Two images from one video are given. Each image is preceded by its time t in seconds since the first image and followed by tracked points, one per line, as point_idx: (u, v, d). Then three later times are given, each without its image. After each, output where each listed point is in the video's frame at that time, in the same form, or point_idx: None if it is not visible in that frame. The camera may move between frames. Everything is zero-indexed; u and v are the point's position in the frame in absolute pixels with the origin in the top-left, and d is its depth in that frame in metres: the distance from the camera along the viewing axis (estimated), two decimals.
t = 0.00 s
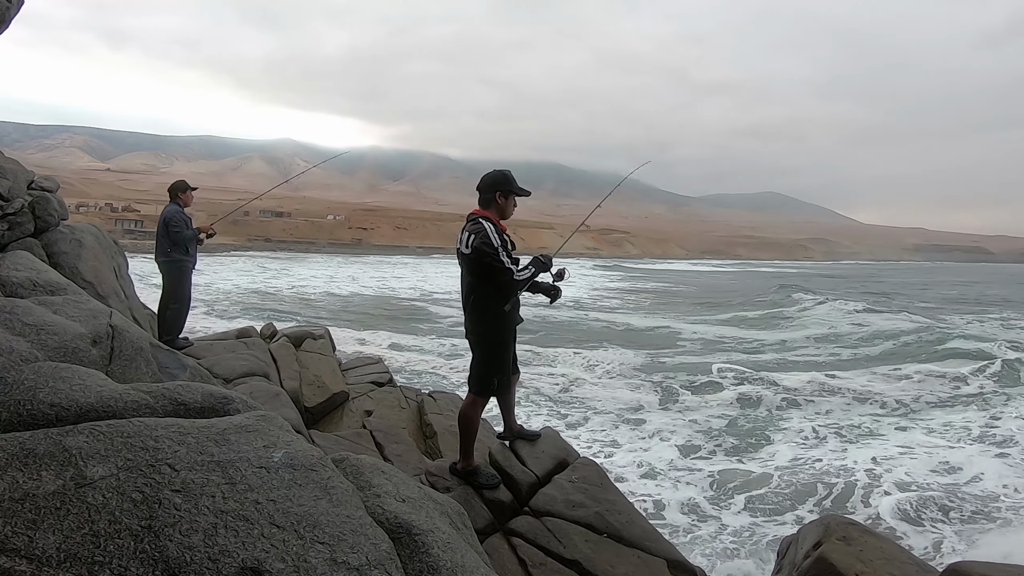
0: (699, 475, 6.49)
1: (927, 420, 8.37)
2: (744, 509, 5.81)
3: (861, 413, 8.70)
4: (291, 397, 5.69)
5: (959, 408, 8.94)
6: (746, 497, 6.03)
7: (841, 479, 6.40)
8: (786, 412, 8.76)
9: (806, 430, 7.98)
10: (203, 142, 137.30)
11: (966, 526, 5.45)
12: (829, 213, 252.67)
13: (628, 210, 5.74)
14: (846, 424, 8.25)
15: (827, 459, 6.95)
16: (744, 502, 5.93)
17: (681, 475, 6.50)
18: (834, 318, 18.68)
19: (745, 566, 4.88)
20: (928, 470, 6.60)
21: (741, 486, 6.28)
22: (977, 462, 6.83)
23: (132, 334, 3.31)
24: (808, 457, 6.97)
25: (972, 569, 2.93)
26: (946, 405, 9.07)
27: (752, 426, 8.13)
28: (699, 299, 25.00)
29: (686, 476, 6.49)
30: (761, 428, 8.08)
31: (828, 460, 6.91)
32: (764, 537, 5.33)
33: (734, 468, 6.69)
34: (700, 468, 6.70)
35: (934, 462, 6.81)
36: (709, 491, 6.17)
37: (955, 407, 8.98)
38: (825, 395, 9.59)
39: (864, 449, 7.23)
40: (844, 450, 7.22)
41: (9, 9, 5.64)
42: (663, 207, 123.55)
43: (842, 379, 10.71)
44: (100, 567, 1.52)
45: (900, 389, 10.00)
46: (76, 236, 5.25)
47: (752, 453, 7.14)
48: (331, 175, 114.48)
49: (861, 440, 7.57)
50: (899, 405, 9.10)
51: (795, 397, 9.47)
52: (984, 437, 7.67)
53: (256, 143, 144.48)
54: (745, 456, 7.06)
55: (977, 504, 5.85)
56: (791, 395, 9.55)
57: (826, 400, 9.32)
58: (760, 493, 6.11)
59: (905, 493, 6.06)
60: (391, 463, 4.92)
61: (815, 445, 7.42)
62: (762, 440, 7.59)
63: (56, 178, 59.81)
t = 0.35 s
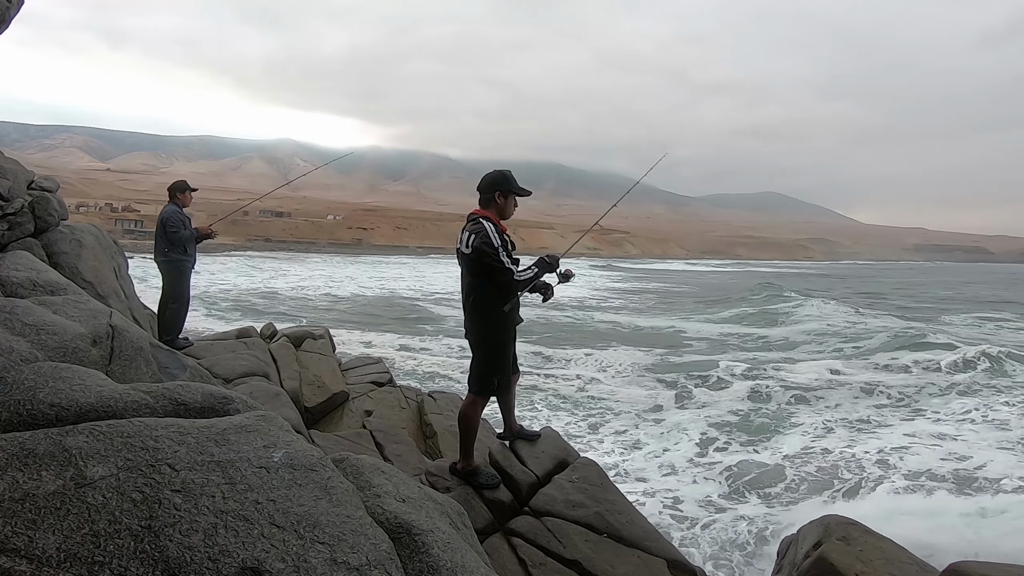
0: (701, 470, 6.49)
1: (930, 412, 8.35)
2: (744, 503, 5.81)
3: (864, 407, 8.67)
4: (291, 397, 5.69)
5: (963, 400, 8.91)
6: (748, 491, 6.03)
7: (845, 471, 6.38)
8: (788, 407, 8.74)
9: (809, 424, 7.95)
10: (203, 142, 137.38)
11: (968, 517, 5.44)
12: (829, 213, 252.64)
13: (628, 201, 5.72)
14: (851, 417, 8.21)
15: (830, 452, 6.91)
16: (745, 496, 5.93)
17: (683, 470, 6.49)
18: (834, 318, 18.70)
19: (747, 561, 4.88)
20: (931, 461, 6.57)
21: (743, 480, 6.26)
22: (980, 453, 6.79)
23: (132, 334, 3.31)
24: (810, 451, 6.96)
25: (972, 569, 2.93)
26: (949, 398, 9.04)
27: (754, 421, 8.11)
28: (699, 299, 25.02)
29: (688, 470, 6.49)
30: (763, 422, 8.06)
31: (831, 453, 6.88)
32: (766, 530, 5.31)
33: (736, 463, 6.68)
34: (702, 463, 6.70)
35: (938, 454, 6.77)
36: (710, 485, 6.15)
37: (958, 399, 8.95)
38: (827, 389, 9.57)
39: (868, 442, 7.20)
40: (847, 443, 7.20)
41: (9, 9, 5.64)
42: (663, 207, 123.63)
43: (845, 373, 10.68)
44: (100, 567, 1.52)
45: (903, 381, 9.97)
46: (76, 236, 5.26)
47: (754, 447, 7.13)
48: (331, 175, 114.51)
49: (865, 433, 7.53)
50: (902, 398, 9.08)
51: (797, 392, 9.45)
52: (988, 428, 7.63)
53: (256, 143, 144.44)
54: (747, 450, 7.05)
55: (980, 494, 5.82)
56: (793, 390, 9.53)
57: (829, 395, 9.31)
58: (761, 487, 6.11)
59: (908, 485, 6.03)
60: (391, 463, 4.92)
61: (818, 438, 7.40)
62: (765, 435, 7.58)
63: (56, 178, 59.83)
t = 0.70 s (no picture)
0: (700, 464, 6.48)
1: (932, 406, 8.34)
2: (743, 498, 5.80)
3: (865, 401, 8.65)
4: (291, 397, 5.69)
5: (964, 397, 8.90)
6: (747, 486, 6.02)
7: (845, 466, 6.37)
8: (789, 402, 8.73)
9: (808, 419, 7.94)
10: (202, 142, 137.50)
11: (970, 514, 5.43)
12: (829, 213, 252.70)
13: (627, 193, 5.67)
14: (851, 411, 8.21)
15: (830, 447, 6.90)
16: (744, 492, 5.93)
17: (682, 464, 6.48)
18: (833, 317, 18.74)
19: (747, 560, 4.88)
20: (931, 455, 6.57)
21: (741, 475, 6.25)
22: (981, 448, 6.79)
23: (132, 334, 3.31)
24: (812, 446, 6.97)
25: (972, 569, 2.93)
26: (949, 395, 9.04)
27: (754, 417, 8.09)
28: (699, 298, 25.04)
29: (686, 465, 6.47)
30: (763, 418, 8.04)
31: (831, 448, 6.88)
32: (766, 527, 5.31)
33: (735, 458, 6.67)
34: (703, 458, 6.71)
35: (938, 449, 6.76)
36: (710, 480, 6.15)
37: (958, 396, 8.95)
38: (827, 384, 9.56)
39: (869, 437, 7.19)
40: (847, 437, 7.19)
41: (9, 9, 5.63)
42: (663, 207, 123.65)
43: (845, 368, 10.67)
44: (100, 567, 1.52)
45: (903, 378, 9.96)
46: (76, 236, 5.26)
47: (753, 443, 7.12)
48: (331, 176, 114.56)
49: (865, 428, 7.52)
50: (903, 393, 9.07)
51: (797, 388, 9.44)
52: (989, 424, 7.63)
53: (256, 143, 144.41)
54: (745, 445, 7.04)
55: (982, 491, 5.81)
56: (793, 386, 9.53)
57: (830, 389, 9.33)
58: (759, 482, 6.11)
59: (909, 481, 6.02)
60: (391, 463, 4.92)
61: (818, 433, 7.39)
62: (766, 429, 7.59)
63: (56, 178, 59.80)
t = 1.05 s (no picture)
0: (698, 461, 6.47)
1: (933, 404, 8.32)
2: (743, 497, 5.79)
3: (865, 398, 8.64)
4: (291, 397, 5.69)
5: (964, 398, 8.89)
6: (746, 484, 6.02)
7: (844, 466, 6.34)
8: (789, 398, 8.72)
9: (809, 416, 7.94)
10: (202, 142, 137.54)
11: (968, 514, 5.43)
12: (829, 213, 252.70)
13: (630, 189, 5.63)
14: (852, 407, 8.20)
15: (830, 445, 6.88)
16: (744, 489, 5.93)
17: (679, 462, 6.47)
18: (833, 317, 18.76)
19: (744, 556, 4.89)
20: (930, 455, 6.57)
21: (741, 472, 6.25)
22: (982, 449, 6.77)
23: (132, 334, 3.31)
24: (814, 442, 6.97)
25: (971, 570, 2.93)
26: (949, 394, 9.03)
27: (755, 413, 8.09)
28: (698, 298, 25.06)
29: (686, 462, 6.47)
30: (763, 414, 8.03)
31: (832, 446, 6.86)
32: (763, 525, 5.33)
33: (735, 454, 6.67)
34: (706, 453, 6.71)
35: (939, 449, 6.73)
36: (710, 477, 6.15)
37: (959, 397, 8.95)
38: (828, 381, 9.55)
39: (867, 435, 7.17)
40: (846, 434, 7.17)
41: (9, 10, 5.63)
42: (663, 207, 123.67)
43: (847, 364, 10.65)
44: (100, 567, 1.52)
45: (903, 376, 9.94)
46: (76, 236, 5.25)
47: (753, 439, 7.12)
48: (331, 176, 114.58)
49: (866, 425, 7.52)
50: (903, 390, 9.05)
51: (798, 384, 9.42)
52: (990, 423, 7.61)
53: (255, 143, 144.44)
54: (745, 442, 7.04)
55: (981, 491, 5.80)
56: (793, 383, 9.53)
57: (832, 384, 9.40)
58: (758, 480, 6.11)
59: (908, 483, 6.00)
60: (391, 463, 4.92)
61: (817, 430, 7.38)
62: (767, 425, 7.62)
63: (56, 178, 59.79)
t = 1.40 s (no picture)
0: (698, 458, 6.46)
1: (933, 405, 8.32)
2: (744, 497, 5.80)
3: (864, 396, 8.65)
4: (291, 397, 5.69)
5: (963, 399, 8.89)
6: (746, 483, 6.02)
7: (844, 467, 6.35)
8: (789, 395, 8.72)
9: (808, 412, 7.93)
10: (201, 142, 137.63)
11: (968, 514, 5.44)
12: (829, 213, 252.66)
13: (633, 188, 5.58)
14: (851, 405, 8.20)
15: (830, 444, 6.89)
16: (745, 488, 5.93)
17: (680, 460, 6.46)
18: (832, 317, 18.76)
19: (743, 559, 4.87)
20: (926, 456, 6.59)
21: (742, 472, 6.25)
22: (981, 450, 6.77)
23: (132, 334, 3.31)
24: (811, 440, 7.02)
25: (972, 570, 2.92)
26: (948, 396, 9.04)
27: (754, 410, 8.09)
28: (698, 297, 25.07)
29: (686, 461, 6.46)
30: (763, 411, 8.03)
31: (831, 445, 6.86)
32: (763, 525, 5.33)
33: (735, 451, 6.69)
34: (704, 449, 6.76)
35: (938, 450, 6.73)
36: (709, 474, 6.18)
37: (958, 398, 8.94)
38: (827, 379, 9.55)
39: (867, 434, 7.18)
40: (846, 434, 7.18)
41: (9, 9, 5.63)
42: (663, 207, 123.66)
43: (844, 362, 10.65)
44: (100, 566, 1.52)
45: (902, 378, 9.94)
46: (76, 236, 5.25)
47: (753, 436, 7.12)
48: (331, 176, 114.56)
49: (865, 423, 7.53)
50: (902, 390, 9.06)
51: (797, 382, 9.42)
52: (988, 424, 7.62)
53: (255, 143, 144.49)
54: (745, 439, 7.04)
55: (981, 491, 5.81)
56: (792, 381, 9.53)
57: (832, 381, 9.46)
58: (758, 477, 6.13)
59: (908, 483, 6.00)
60: (391, 462, 4.92)
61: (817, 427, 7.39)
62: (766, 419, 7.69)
63: (56, 178, 59.79)
